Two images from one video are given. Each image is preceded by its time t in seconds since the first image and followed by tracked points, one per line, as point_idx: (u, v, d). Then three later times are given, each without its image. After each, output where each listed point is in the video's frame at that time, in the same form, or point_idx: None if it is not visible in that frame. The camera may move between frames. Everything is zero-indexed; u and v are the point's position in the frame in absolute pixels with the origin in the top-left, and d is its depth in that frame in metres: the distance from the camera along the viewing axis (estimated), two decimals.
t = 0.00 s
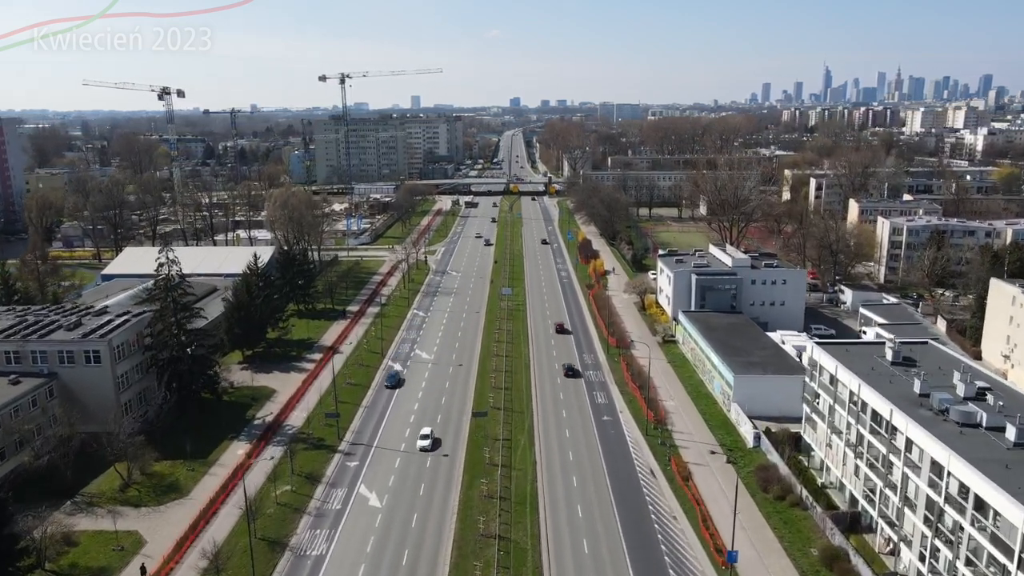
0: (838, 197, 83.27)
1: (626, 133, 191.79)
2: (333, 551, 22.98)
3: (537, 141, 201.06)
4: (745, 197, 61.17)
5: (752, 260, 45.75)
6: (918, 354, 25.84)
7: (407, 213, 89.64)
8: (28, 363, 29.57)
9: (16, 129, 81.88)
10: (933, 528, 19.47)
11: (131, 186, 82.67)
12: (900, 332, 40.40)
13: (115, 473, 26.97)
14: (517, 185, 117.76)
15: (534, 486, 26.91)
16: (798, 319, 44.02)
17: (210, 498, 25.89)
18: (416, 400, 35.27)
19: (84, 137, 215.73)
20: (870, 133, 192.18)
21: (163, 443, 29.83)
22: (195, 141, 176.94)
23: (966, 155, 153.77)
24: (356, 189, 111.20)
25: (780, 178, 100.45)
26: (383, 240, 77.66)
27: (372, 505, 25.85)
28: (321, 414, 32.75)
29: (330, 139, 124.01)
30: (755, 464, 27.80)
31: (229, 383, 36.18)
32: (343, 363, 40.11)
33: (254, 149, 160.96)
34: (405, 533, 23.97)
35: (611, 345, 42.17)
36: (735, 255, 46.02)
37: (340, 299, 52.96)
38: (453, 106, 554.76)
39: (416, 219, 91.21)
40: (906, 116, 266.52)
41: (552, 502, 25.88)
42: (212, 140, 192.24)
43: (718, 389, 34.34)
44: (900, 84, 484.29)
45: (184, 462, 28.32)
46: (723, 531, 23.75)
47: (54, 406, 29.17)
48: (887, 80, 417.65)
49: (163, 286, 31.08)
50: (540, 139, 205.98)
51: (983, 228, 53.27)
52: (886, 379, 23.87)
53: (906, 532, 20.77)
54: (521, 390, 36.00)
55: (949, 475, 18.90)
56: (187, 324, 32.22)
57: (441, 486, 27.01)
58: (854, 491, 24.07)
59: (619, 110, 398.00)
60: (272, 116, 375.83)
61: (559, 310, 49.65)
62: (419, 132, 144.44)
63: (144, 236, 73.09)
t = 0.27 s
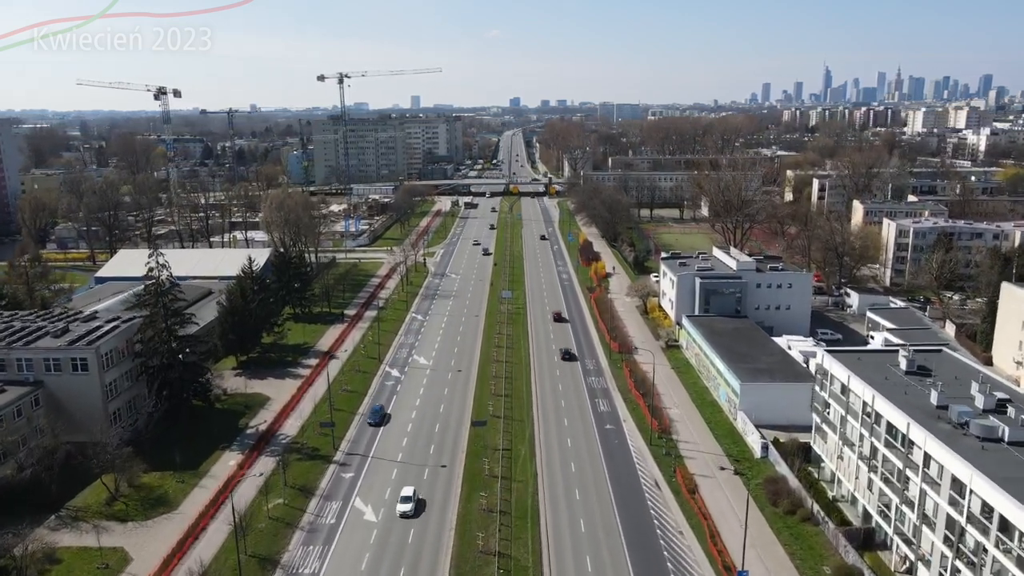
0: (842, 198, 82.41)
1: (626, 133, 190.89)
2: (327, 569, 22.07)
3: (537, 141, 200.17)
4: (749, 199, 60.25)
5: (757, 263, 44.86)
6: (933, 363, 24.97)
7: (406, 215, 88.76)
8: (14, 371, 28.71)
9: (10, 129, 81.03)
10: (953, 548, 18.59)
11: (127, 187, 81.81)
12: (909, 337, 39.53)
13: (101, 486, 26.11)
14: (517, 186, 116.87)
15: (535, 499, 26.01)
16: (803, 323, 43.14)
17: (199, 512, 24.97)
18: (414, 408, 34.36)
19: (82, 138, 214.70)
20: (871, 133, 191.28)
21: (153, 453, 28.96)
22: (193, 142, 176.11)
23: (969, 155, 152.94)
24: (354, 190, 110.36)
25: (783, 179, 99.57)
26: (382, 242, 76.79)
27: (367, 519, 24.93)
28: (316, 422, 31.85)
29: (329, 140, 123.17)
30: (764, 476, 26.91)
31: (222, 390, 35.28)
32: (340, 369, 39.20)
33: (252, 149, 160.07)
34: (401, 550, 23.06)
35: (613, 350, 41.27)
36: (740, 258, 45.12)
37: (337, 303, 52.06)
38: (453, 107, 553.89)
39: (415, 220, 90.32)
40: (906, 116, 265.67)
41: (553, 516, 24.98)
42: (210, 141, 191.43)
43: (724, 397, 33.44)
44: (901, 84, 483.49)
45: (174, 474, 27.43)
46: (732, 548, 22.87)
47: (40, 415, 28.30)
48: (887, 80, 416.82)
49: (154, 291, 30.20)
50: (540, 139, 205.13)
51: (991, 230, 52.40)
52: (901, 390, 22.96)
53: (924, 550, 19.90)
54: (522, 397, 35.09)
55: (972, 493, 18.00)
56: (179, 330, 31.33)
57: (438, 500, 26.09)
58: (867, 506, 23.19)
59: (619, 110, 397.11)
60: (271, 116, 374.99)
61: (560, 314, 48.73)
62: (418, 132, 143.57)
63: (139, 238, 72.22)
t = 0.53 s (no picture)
0: (845, 199, 81.56)
1: (627, 134, 189.93)
2: None
3: (537, 142, 199.22)
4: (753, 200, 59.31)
5: (762, 266, 43.98)
6: (949, 373, 24.08)
7: (404, 216, 87.92)
8: None
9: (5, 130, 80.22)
10: (976, 570, 17.69)
11: (122, 188, 80.96)
12: (918, 342, 38.62)
13: (87, 500, 25.26)
14: (517, 186, 115.97)
15: (535, 513, 25.11)
16: (810, 328, 42.25)
17: (188, 527, 24.04)
18: (411, 416, 33.45)
19: (79, 138, 213.79)
20: (873, 134, 190.52)
21: (141, 464, 28.10)
22: (191, 142, 175.34)
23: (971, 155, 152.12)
24: (353, 191, 109.46)
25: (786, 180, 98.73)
26: (380, 243, 75.89)
27: (362, 534, 24.01)
28: (310, 432, 30.94)
29: (327, 140, 122.30)
30: (773, 489, 26.01)
31: (215, 398, 34.39)
32: (336, 375, 38.28)
33: (251, 149, 159.26)
34: (397, 568, 22.16)
35: (615, 356, 40.37)
36: (744, 261, 44.24)
37: (334, 306, 51.14)
38: (452, 107, 553.56)
39: (414, 221, 89.40)
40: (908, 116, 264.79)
41: (555, 531, 24.09)
42: (209, 141, 190.73)
43: (730, 405, 32.52)
44: (901, 84, 482.82)
45: (163, 486, 26.55)
46: (741, 566, 21.98)
47: (25, 425, 27.41)
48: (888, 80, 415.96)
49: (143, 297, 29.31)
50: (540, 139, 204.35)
51: (1000, 232, 51.52)
52: (917, 402, 22.05)
53: (944, 571, 19.01)
54: (522, 405, 34.18)
55: (996, 514, 17.09)
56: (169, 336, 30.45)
57: (436, 514, 25.18)
58: (882, 522, 22.29)
59: (619, 110, 396.51)
60: (270, 117, 373.97)
61: (561, 318, 47.84)
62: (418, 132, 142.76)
63: (134, 239, 71.37)
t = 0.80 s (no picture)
0: (848, 200, 80.80)
1: (627, 133, 189.00)
2: None
3: (537, 142, 198.32)
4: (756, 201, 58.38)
5: (767, 269, 43.15)
6: (966, 384, 23.19)
7: (403, 217, 87.01)
8: None
9: None
10: None
11: (117, 188, 80.06)
12: (927, 348, 37.75)
13: (71, 514, 24.36)
14: (516, 187, 115.07)
15: (536, 528, 24.21)
16: (816, 332, 41.37)
17: (175, 544, 23.09)
18: (409, 424, 32.56)
19: (76, 138, 212.74)
20: (874, 134, 189.94)
21: (129, 476, 27.20)
22: (189, 142, 174.47)
23: (973, 155, 151.52)
24: (352, 192, 108.53)
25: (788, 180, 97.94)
26: (379, 245, 74.99)
27: (356, 551, 23.09)
28: (304, 442, 30.03)
29: (326, 140, 121.37)
30: (782, 502, 25.07)
31: (207, 405, 33.47)
32: (332, 381, 37.39)
33: (248, 150, 158.33)
34: None
35: (617, 362, 39.47)
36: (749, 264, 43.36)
37: (331, 310, 50.23)
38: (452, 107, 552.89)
39: (413, 222, 88.47)
40: (908, 116, 264.05)
41: (556, 547, 23.20)
42: (207, 141, 189.96)
43: (736, 414, 31.62)
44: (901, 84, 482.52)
45: (150, 500, 25.64)
46: None
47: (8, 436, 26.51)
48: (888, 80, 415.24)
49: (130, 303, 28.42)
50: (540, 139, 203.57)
51: (1008, 234, 50.71)
52: (934, 414, 21.14)
53: None
54: (522, 414, 33.28)
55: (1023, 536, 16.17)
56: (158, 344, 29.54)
57: (433, 529, 24.27)
58: (897, 539, 21.37)
59: (619, 111, 395.77)
60: (269, 117, 372.65)
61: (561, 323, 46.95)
62: (417, 133, 141.88)
63: (129, 241, 70.44)
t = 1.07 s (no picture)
0: (852, 200, 79.90)
1: (627, 134, 188.05)
2: None
3: (536, 142, 197.55)
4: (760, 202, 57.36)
5: (773, 272, 42.27)
6: (984, 395, 22.33)
7: (402, 218, 86.10)
8: None
9: None
10: None
11: (112, 189, 79.18)
12: (937, 353, 36.91)
13: (55, 529, 23.48)
14: (516, 187, 114.15)
15: (537, 544, 23.30)
16: (823, 337, 40.51)
17: (161, 561, 22.17)
18: (406, 433, 31.66)
19: (74, 138, 211.74)
20: (875, 134, 189.03)
21: (117, 489, 26.29)
22: (187, 142, 173.57)
23: (975, 155, 150.66)
24: (350, 193, 107.62)
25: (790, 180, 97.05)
26: (377, 247, 74.05)
27: (350, 568, 22.18)
28: (297, 452, 29.12)
29: (324, 141, 120.46)
30: (792, 517, 24.18)
31: (198, 414, 32.57)
32: (327, 388, 36.47)
33: (246, 150, 157.36)
34: None
35: (620, 367, 38.57)
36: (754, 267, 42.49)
37: (327, 313, 49.29)
38: (451, 107, 552.00)
39: (412, 223, 87.52)
40: (909, 116, 263.27)
41: (558, 564, 22.27)
42: (205, 142, 189.02)
43: (742, 423, 30.71)
44: (901, 84, 481.72)
45: (138, 514, 24.74)
46: None
47: None
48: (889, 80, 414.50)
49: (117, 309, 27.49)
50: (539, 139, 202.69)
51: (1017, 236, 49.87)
52: (953, 428, 20.25)
53: None
54: (522, 422, 32.39)
55: None
56: (146, 351, 28.60)
57: (430, 544, 23.36)
58: (914, 557, 20.47)
59: (619, 111, 394.82)
60: (268, 117, 371.65)
61: (562, 327, 46.06)
62: (416, 133, 141.00)
63: (123, 243, 69.52)
